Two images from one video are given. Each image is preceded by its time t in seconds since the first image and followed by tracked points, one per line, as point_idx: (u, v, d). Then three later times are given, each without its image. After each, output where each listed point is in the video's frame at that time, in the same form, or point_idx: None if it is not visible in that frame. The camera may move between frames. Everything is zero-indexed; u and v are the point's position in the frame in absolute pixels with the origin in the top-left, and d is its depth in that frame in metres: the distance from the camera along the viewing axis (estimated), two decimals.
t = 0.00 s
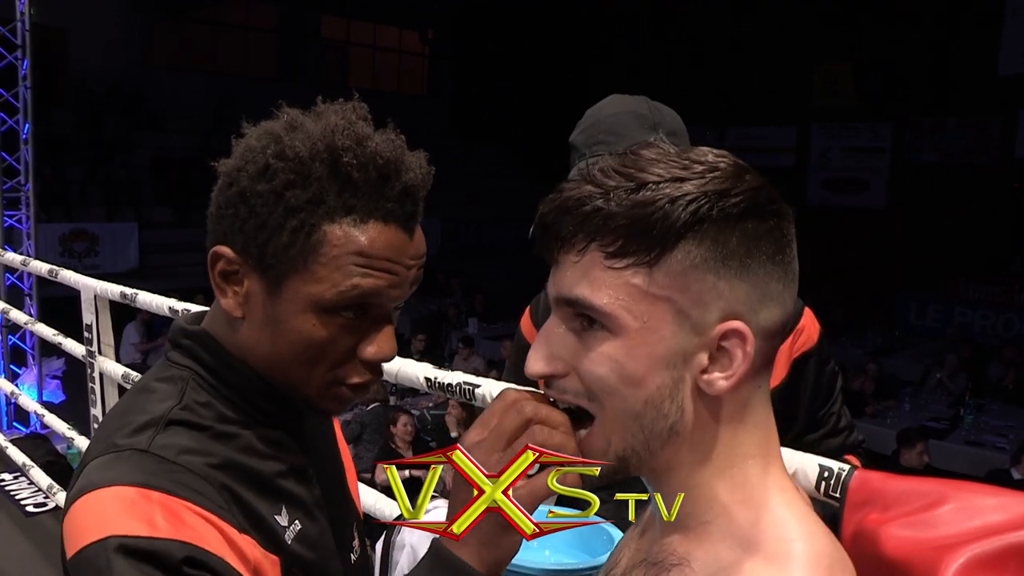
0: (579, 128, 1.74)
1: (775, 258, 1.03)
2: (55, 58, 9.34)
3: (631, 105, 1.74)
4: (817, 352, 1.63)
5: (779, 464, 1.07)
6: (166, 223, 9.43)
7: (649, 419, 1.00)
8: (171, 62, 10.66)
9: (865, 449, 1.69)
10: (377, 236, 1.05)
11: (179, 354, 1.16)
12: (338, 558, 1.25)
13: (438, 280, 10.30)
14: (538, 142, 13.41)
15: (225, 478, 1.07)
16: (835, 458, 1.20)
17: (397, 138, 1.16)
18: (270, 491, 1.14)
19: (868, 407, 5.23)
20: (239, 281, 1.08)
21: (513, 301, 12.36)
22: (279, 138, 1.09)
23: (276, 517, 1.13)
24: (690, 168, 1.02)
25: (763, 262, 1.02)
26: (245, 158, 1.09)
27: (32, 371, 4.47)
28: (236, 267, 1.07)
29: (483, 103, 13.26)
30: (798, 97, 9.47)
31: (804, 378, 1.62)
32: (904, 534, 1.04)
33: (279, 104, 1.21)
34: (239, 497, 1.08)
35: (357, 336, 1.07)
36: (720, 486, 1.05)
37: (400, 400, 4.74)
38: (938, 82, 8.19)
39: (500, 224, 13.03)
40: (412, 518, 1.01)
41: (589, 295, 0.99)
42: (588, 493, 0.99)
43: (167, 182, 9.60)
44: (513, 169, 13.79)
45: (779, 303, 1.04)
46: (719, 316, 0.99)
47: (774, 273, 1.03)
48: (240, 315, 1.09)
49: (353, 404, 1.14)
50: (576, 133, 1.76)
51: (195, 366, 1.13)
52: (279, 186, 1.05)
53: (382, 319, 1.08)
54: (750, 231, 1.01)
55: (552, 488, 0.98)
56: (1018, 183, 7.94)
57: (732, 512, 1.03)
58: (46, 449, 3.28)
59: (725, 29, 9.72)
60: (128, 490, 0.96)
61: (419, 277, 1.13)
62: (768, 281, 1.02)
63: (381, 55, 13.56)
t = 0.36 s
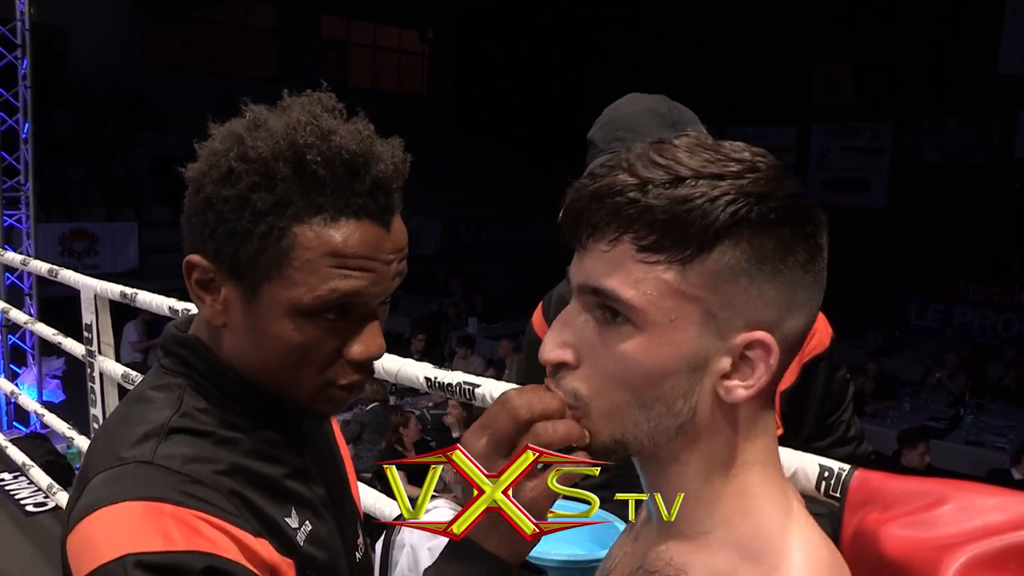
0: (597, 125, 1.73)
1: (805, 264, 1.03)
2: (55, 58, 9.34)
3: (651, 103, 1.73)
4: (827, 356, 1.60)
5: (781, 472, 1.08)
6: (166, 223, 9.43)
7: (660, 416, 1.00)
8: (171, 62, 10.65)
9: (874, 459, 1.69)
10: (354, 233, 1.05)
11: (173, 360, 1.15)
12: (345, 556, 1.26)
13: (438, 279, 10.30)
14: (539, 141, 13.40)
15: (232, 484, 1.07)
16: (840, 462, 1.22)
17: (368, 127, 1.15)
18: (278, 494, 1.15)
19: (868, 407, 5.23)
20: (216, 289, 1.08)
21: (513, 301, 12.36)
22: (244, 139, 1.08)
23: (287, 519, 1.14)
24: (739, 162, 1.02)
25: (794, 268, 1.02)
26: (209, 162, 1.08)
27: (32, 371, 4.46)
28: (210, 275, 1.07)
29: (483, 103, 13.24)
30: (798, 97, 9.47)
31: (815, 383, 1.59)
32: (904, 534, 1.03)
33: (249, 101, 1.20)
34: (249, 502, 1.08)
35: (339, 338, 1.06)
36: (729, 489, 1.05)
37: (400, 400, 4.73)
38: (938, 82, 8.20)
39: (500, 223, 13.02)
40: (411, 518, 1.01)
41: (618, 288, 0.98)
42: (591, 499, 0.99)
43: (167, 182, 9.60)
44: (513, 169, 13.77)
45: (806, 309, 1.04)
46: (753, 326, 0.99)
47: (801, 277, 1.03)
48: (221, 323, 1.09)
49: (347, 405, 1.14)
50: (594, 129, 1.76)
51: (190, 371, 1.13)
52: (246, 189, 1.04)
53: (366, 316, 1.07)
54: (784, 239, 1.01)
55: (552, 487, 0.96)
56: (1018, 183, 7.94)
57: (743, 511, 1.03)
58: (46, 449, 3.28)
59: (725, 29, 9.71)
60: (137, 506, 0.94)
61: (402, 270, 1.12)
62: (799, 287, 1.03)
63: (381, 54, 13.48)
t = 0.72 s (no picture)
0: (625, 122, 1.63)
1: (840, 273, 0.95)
2: (55, 58, 9.33)
3: (680, 104, 1.63)
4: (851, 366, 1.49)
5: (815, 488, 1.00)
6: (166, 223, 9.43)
7: (679, 437, 0.92)
8: (171, 61, 10.64)
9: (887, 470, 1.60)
10: (351, 214, 1.05)
11: (185, 356, 1.15)
12: (349, 552, 1.25)
13: (438, 279, 10.30)
14: (539, 141, 13.40)
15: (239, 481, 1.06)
16: (832, 461, 1.22)
17: (348, 112, 1.16)
18: (287, 495, 1.13)
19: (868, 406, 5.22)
20: (220, 288, 1.08)
21: (512, 301, 12.36)
22: (228, 137, 1.08)
23: (295, 519, 1.12)
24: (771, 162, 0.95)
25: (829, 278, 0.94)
26: (200, 164, 1.09)
27: (31, 371, 4.46)
28: (214, 275, 1.07)
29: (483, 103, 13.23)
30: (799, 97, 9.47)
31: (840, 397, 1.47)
32: (904, 533, 1.03)
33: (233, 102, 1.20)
34: (254, 506, 1.06)
35: (344, 323, 1.06)
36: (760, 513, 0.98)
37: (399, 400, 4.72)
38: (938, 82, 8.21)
39: (500, 224, 13.02)
40: (411, 517, 1.08)
41: (631, 291, 0.91)
42: (590, 496, 1.13)
43: (167, 182, 9.59)
44: (513, 169, 13.74)
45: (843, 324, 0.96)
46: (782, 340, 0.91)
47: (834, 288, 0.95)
48: (228, 321, 1.09)
49: (361, 390, 1.13)
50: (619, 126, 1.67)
51: (199, 366, 1.13)
52: (235, 185, 1.05)
53: (368, 297, 1.08)
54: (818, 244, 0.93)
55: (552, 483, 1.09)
56: (1018, 183, 7.95)
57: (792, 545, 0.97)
58: (45, 449, 3.28)
59: (725, 28, 9.72)
60: (145, 513, 0.94)
61: (401, 248, 1.13)
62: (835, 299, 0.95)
63: (380, 54, 13.38)
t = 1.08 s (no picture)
0: (662, 137, 1.53)
1: (798, 285, 0.81)
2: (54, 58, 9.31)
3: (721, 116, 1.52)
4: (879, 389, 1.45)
5: (803, 530, 0.81)
6: (165, 222, 9.43)
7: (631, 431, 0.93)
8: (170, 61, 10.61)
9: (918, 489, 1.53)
10: (351, 204, 1.05)
11: (191, 344, 1.16)
12: (334, 560, 1.19)
13: (437, 279, 10.30)
14: (538, 141, 13.40)
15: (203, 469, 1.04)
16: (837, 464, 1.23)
17: (341, 115, 1.16)
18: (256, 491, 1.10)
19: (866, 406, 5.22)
20: (232, 291, 1.08)
21: (512, 301, 12.36)
22: (233, 144, 1.09)
23: (257, 517, 1.08)
24: (727, 161, 0.88)
25: (755, 282, 0.81)
26: (208, 171, 1.09)
27: (30, 370, 4.46)
28: (226, 276, 1.07)
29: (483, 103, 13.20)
30: (799, 97, 9.48)
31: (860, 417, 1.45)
32: (905, 534, 1.03)
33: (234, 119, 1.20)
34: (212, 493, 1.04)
35: (351, 307, 1.06)
36: (707, 534, 0.85)
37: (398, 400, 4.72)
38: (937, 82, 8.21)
39: (500, 224, 13.03)
40: (411, 517, 1.07)
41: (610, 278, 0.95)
42: (589, 496, 1.16)
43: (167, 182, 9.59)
44: (514, 169, 13.54)
45: (794, 341, 0.80)
46: (666, 337, 0.85)
47: (775, 297, 0.80)
48: (241, 321, 1.08)
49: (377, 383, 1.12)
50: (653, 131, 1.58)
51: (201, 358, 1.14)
52: (242, 183, 1.05)
53: (372, 283, 1.07)
54: (739, 244, 0.80)
55: (552, 485, 1.16)
56: (1017, 183, 7.95)
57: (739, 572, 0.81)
58: (44, 448, 3.28)
59: (725, 28, 9.72)
60: (99, 477, 0.95)
61: (400, 240, 1.12)
62: (769, 308, 0.80)
63: (380, 54, 13.42)
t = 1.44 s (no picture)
0: (690, 160, 1.51)
1: (804, 270, 0.84)
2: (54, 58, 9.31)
3: (753, 137, 1.49)
4: (907, 410, 1.39)
5: (798, 497, 0.84)
6: (164, 222, 9.43)
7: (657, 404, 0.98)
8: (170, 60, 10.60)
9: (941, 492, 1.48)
10: (398, 232, 1.06)
11: (169, 355, 1.13)
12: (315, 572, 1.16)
13: (435, 279, 10.30)
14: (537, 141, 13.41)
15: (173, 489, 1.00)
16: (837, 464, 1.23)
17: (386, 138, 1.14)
18: (230, 509, 1.06)
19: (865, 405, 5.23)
20: (275, 306, 1.03)
21: (511, 301, 12.38)
22: (289, 157, 1.04)
23: (233, 535, 1.05)
24: (754, 162, 0.92)
25: (762, 260, 0.84)
26: (256, 176, 1.03)
27: (28, 371, 4.45)
28: (270, 292, 1.02)
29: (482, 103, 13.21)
30: (798, 97, 9.49)
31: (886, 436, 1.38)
32: (902, 533, 1.03)
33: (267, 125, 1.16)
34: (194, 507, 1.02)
35: (386, 331, 1.06)
36: (713, 494, 0.88)
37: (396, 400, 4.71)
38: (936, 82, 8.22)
39: (500, 224, 13.04)
40: (411, 518, 1.08)
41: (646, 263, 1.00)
42: (589, 495, 1.17)
43: (167, 182, 9.60)
44: (513, 169, 13.64)
45: (795, 317, 0.83)
46: (684, 310, 0.89)
47: (779, 275, 0.84)
48: (277, 338, 1.03)
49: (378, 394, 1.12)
50: (680, 148, 1.54)
51: (179, 370, 1.11)
52: (309, 202, 1.02)
53: (403, 307, 1.08)
54: (751, 226, 0.85)
55: (551, 485, 1.16)
56: (1017, 183, 7.95)
57: (744, 539, 0.84)
58: (42, 449, 3.27)
59: (724, 29, 9.73)
60: (64, 507, 0.93)
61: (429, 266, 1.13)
62: (773, 285, 0.84)
63: (379, 54, 13.42)
